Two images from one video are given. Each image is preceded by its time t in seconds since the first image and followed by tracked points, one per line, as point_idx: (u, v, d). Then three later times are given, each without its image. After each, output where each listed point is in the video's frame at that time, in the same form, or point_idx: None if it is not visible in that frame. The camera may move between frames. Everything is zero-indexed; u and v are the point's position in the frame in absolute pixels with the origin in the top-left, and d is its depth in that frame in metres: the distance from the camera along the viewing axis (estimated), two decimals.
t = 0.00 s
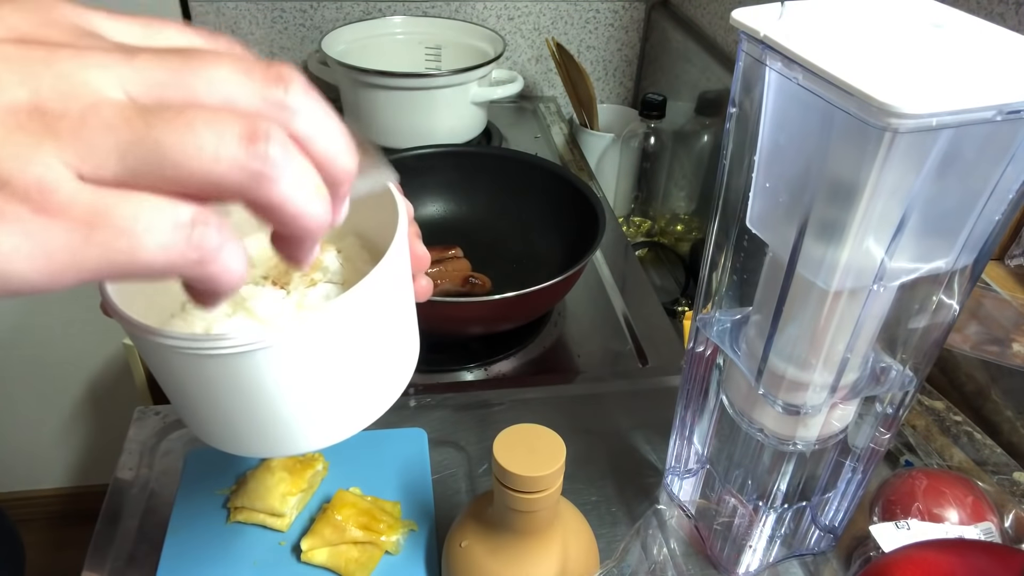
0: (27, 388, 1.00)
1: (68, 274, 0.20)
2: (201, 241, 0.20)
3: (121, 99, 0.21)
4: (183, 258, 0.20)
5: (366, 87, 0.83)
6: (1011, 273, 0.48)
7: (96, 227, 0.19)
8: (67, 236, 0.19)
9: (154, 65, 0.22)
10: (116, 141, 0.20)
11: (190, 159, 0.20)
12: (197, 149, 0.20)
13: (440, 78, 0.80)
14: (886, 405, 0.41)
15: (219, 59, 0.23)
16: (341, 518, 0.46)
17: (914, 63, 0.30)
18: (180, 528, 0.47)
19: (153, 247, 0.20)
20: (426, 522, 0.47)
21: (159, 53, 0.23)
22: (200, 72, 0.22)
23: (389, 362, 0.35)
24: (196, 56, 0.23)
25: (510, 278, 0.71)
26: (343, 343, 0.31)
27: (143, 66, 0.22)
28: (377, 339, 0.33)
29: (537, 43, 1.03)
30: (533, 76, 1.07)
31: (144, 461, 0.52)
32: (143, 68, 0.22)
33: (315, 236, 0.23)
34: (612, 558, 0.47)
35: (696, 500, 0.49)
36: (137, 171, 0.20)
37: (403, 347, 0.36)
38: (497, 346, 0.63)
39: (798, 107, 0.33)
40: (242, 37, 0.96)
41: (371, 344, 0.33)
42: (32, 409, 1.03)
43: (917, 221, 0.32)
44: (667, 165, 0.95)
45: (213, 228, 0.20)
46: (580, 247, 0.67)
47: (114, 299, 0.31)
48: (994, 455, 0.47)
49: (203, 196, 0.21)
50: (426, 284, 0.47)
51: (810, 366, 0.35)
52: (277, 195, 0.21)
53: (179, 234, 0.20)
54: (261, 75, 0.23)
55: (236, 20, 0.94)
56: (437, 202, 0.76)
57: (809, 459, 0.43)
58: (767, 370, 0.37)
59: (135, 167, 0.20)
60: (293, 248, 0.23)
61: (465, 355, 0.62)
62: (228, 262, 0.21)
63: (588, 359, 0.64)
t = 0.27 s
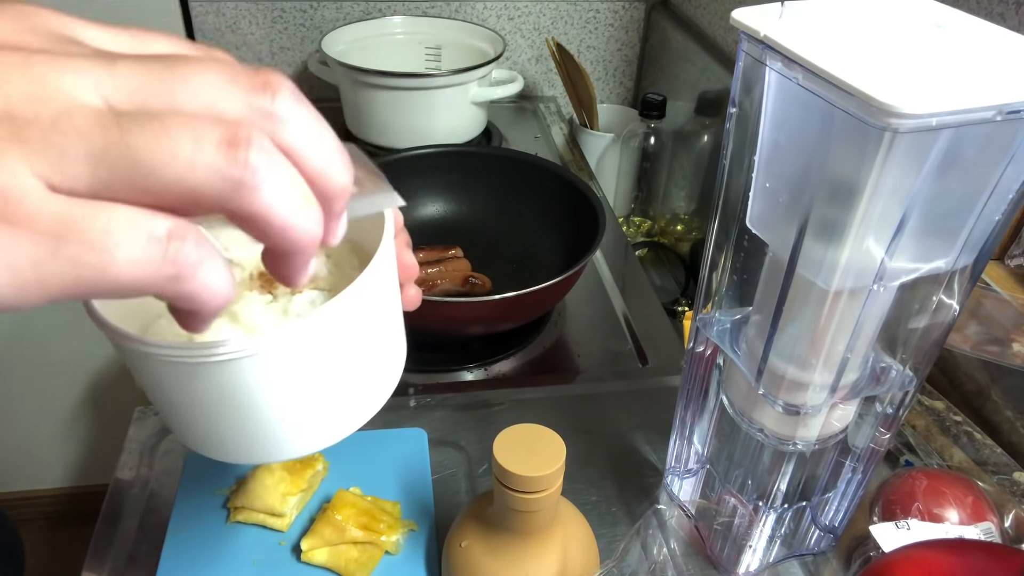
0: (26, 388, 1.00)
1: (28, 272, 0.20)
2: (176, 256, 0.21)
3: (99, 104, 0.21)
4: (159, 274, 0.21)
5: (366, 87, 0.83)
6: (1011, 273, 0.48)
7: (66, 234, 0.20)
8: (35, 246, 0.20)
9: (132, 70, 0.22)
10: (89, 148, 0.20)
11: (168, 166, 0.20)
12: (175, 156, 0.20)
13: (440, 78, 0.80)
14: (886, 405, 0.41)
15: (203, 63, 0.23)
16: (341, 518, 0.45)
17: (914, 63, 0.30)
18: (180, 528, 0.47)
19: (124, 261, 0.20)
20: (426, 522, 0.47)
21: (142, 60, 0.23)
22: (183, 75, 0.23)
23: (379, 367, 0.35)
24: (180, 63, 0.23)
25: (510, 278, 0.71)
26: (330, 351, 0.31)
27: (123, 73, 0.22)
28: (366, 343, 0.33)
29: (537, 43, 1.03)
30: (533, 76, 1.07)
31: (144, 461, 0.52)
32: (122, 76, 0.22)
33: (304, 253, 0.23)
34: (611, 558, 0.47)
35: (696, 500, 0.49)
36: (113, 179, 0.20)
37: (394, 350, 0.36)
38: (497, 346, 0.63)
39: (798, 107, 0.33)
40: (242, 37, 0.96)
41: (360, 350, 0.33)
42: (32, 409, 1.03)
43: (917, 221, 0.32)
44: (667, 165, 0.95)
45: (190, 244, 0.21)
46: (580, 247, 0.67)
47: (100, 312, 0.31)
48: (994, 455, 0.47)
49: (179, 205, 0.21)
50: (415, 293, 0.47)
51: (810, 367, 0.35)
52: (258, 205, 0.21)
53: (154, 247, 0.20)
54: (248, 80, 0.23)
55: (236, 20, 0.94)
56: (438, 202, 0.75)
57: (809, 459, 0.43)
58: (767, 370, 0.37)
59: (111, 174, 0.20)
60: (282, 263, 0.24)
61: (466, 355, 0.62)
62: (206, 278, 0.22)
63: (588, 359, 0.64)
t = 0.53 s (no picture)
0: (26, 389, 1.00)
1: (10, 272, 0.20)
2: (159, 255, 0.20)
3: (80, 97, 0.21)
4: (142, 274, 0.20)
5: (365, 87, 0.83)
6: (1011, 273, 0.48)
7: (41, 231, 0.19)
8: (9, 244, 0.19)
9: (115, 69, 0.23)
10: (65, 141, 0.20)
11: (146, 157, 0.20)
12: (153, 148, 0.20)
13: (440, 77, 0.80)
14: (886, 405, 0.41)
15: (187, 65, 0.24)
16: (341, 518, 0.45)
17: (914, 63, 0.30)
18: (180, 529, 0.47)
19: (104, 262, 0.20)
20: (426, 522, 0.47)
21: (126, 62, 0.23)
22: (172, 76, 0.23)
23: (372, 375, 0.35)
24: (165, 63, 0.23)
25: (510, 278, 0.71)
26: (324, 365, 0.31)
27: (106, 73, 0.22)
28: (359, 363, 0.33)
29: (537, 43, 1.03)
30: (533, 76, 1.06)
31: (144, 461, 0.52)
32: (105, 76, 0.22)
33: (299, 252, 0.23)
34: (611, 558, 0.47)
35: (696, 500, 0.49)
36: (90, 174, 0.20)
37: (378, 374, 0.36)
38: (497, 346, 0.63)
39: (798, 107, 0.33)
40: (242, 37, 0.96)
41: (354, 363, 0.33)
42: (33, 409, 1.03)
43: (917, 221, 0.32)
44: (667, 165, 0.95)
45: (175, 239, 0.20)
46: (580, 248, 0.67)
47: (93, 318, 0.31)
48: (994, 455, 0.47)
49: (161, 202, 0.21)
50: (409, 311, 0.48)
51: (810, 367, 0.35)
52: (245, 195, 0.21)
53: (135, 245, 0.20)
54: (236, 80, 0.23)
55: (236, 20, 0.94)
56: (437, 203, 0.75)
57: (810, 459, 0.43)
58: (766, 370, 0.37)
59: (88, 169, 0.20)
60: (277, 263, 0.23)
61: (466, 355, 0.62)
62: (191, 279, 0.21)
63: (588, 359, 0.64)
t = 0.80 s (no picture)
0: (26, 390, 1.00)
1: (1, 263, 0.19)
2: (130, 259, 0.19)
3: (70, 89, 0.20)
4: (112, 278, 0.19)
5: (366, 88, 0.83)
6: (1011, 273, 0.48)
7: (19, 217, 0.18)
8: None
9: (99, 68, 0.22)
10: (38, 136, 0.19)
11: (120, 151, 0.19)
12: (127, 142, 0.19)
13: (440, 77, 0.80)
14: (886, 405, 0.41)
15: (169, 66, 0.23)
16: (341, 518, 0.45)
17: (915, 63, 0.30)
18: (179, 529, 0.47)
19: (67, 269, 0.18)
20: (426, 522, 0.47)
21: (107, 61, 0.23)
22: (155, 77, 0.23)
23: (372, 389, 0.35)
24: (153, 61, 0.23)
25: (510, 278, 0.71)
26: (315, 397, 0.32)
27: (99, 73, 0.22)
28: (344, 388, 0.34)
29: (537, 43, 1.03)
30: (533, 76, 1.06)
31: (144, 461, 0.52)
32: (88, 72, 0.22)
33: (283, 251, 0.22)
34: (612, 558, 0.47)
35: (696, 500, 0.49)
36: (63, 169, 0.19)
37: (373, 399, 0.35)
38: (497, 346, 0.63)
39: (798, 107, 0.33)
40: (242, 37, 0.96)
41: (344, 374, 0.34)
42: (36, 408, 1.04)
43: (917, 221, 0.32)
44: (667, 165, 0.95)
45: (146, 243, 0.19)
46: (580, 248, 0.67)
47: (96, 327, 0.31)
48: (994, 455, 0.47)
49: (135, 200, 0.20)
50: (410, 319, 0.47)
51: (810, 367, 0.35)
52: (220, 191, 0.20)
53: (105, 248, 0.19)
54: (215, 81, 0.23)
55: (236, 20, 0.94)
56: (437, 203, 0.75)
57: (809, 459, 0.43)
58: (766, 371, 0.37)
59: (59, 164, 0.19)
60: (254, 265, 0.23)
61: (466, 355, 0.62)
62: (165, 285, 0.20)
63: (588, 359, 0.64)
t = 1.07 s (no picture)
0: (26, 390, 1.00)
1: None
2: (80, 286, 0.18)
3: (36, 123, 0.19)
4: (59, 306, 0.18)
5: (366, 88, 0.83)
6: (1011, 273, 0.48)
7: None
8: None
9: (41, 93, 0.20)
10: None
11: (74, 179, 0.18)
12: (82, 169, 0.18)
13: (439, 77, 0.80)
14: (886, 405, 0.41)
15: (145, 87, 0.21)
16: (341, 518, 0.45)
17: (915, 63, 0.30)
18: (180, 529, 0.47)
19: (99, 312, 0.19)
20: (426, 522, 0.48)
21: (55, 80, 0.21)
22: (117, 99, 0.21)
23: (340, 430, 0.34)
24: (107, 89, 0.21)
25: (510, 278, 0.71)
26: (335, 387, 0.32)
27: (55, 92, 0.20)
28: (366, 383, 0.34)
29: (537, 43, 1.03)
30: (533, 76, 1.06)
31: (144, 461, 0.52)
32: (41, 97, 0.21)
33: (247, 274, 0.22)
34: (611, 558, 0.47)
35: (696, 500, 0.49)
36: (10, 195, 0.18)
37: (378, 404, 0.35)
38: (497, 346, 0.63)
39: (799, 107, 0.33)
40: (242, 37, 0.96)
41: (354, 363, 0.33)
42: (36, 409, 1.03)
43: (917, 221, 0.32)
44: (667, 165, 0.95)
45: (99, 270, 0.18)
46: (580, 248, 0.67)
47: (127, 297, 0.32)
48: (994, 455, 0.47)
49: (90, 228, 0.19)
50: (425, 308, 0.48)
51: (810, 367, 0.35)
52: (182, 221, 0.19)
53: (53, 275, 0.18)
54: (181, 110, 0.21)
55: (236, 20, 0.94)
56: (438, 203, 0.75)
57: (810, 459, 0.43)
58: (767, 370, 0.37)
59: (7, 192, 0.18)
60: (215, 294, 0.22)
61: (466, 355, 0.62)
62: (118, 313, 0.19)
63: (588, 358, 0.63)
